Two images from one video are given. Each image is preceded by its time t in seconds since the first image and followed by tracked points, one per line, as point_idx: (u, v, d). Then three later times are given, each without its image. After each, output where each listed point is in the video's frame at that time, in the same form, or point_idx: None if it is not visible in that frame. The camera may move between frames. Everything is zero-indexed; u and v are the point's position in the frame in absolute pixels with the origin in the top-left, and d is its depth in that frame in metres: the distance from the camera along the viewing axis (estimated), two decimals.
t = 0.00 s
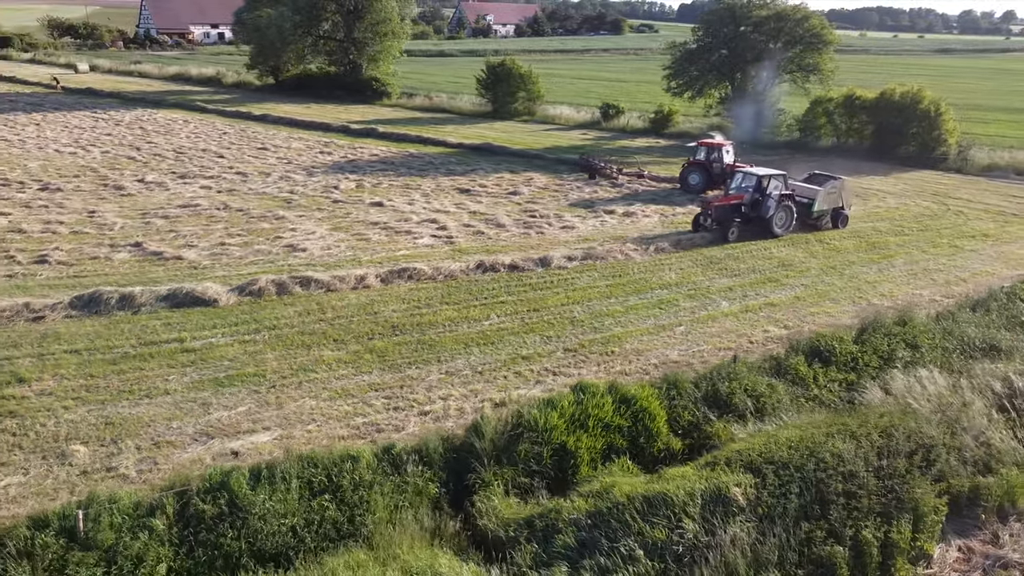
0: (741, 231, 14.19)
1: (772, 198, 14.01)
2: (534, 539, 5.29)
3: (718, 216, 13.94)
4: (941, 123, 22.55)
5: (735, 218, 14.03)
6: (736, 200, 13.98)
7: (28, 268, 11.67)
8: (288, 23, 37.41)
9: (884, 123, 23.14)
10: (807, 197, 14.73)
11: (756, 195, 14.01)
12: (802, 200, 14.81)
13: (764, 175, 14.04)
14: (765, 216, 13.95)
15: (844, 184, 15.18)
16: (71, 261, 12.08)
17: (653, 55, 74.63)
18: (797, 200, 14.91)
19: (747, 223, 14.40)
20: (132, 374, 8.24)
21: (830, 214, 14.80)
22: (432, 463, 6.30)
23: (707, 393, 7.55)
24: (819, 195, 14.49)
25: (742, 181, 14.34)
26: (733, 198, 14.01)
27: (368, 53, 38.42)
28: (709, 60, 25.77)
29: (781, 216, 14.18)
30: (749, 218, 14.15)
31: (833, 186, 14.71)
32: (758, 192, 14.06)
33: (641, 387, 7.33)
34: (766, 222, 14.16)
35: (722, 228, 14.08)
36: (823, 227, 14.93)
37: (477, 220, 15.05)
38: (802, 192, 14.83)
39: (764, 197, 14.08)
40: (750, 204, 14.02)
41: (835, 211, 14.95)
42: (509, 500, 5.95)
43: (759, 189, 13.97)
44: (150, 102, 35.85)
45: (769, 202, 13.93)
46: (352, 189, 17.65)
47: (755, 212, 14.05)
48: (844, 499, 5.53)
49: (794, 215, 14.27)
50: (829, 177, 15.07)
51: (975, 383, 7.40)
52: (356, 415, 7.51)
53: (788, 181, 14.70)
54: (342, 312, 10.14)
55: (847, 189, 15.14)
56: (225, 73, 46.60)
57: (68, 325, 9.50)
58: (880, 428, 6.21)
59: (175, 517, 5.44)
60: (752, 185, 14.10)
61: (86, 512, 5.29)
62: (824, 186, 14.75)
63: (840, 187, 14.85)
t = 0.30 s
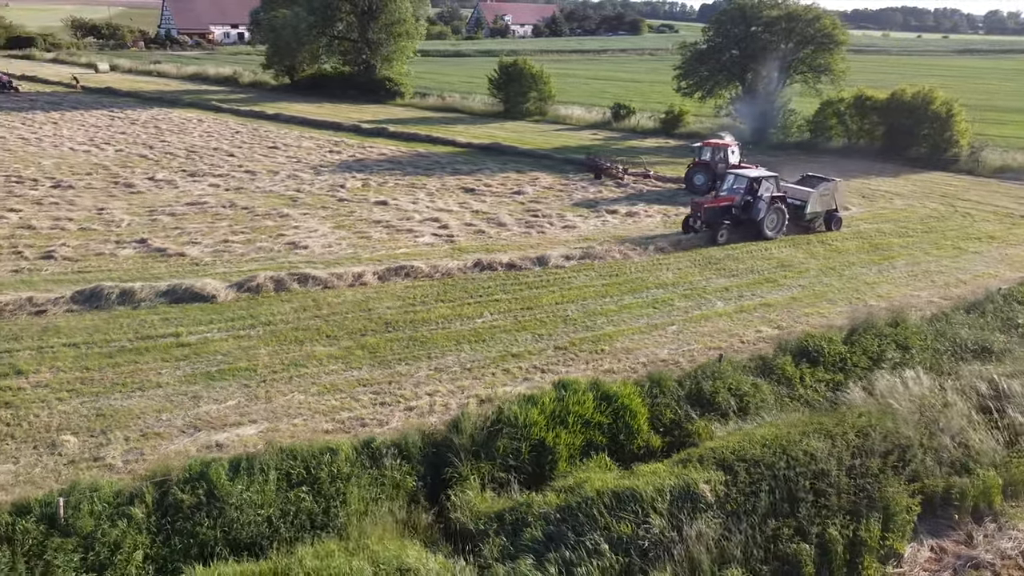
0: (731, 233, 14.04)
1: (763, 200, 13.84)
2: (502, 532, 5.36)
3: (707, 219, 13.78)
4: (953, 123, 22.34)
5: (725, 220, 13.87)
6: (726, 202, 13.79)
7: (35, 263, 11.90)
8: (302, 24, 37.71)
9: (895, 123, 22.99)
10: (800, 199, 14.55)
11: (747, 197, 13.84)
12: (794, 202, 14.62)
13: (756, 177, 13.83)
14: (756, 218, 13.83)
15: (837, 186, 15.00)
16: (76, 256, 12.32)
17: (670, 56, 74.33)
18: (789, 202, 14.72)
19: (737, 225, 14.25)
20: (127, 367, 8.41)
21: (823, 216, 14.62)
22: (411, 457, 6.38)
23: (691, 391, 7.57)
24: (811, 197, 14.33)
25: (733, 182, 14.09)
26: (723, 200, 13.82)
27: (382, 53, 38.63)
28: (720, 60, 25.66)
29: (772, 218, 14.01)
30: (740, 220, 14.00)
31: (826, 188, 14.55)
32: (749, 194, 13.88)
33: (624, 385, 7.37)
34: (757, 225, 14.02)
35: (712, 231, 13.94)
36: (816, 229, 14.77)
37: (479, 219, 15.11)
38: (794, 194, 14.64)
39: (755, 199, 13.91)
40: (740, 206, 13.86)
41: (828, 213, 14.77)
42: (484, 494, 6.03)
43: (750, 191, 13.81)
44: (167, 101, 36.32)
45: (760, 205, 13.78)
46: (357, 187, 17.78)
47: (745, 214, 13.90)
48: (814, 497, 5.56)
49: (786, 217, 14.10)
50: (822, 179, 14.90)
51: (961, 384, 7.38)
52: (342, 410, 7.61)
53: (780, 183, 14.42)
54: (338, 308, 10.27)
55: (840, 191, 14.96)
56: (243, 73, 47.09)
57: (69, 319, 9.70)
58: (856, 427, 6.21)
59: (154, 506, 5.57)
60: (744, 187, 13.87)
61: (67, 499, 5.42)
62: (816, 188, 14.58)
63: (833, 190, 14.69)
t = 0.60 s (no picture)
0: (715, 235, 13.86)
1: (749, 202, 13.67)
2: (468, 526, 5.43)
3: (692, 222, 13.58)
4: (960, 124, 22.15)
5: (710, 222, 13.68)
6: (711, 205, 13.61)
7: (36, 259, 12.11)
8: (312, 24, 37.94)
9: (902, 125, 22.87)
10: (787, 201, 14.37)
11: (733, 200, 13.64)
12: (782, 203, 14.45)
13: (742, 179, 13.61)
14: (742, 221, 13.62)
15: (826, 187, 14.78)
16: (77, 253, 12.51)
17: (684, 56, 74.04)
18: (776, 204, 14.54)
19: (722, 227, 14.07)
20: (117, 361, 8.55)
21: (810, 218, 14.44)
22: (387, 452, 6.47)
23: (670, 390, 7.60)
24: (798, 199, 14.13)
25: (718, 184, 13.90)
26: (708, 202, 13.63)
27: (391, 53, 38.84)
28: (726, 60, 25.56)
29: (758, 220, 13.84)
30: (725, 222, 13.83)
31: (814, 190, 14.34)
32: (734, 196, 13.67)
33: (603, 384, 7.41)
34: (742, 227, 13.86)
35: (697, 233, 13.70)
36: (803, 231, 14.58)
37: (477, 218, 15.19)
38: (782, 196, 14.46)
39: (740, 201, 13.72)
40: (726, 208, 13.65)
41: (816, 215, 14.58)
42: (456, 488, 6.10)
43: (736, 193, 13.59)
44: (179, 100, 36.71)
45: (746, 207, 13.59)
46: (359, 186, 17.91)
47: (731, 216, 13.69)
48: (781, 495, 5.60)
49: (772, 219, 13.94)
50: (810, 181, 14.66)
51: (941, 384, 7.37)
52: (325, 405, 7.70)
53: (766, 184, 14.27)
54: (329, 305, 10.38)
55: (829, 193, 14.75)
56: (255, 72, 47.48)
57: (65, 314, 9.87)
58: (828, 426, 6.23)
59: (130, 496, 5.68)
60: (729, 189, 13.67)
61: (44, 489, 5.54)
62: (804, 190, 14.37)
63: (821, 192, 14.48)
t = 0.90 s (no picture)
0: (700, 238, 13.72)
1: (734, 204, 13.57)
2: (436, 520, 5.51)
3: (677, 223, 13.43)
4: (966, 125, 21.98)
5: (694, 224, 13.55)
6: (696, 206, 13.49)
7: (37, 256, 12.31)
8: (322, 24, 38.16)
9: (907, 126, 22.73)
10: (774, 203, 14.21)
11: (718, 201, 13.51)
12: (769, 206, 14.29)
13: (727, 180, 13.50)
14: (728, 222, 13.49)
15: (813, 190, 14.62)
16: (77, 250, 12.70)
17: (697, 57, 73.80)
18: (763, 206, 14.39)
19: (707, 229, 13.94)
20: (108, 356, 8.69)
21: (797, 221, 14.30)
22: (363, 446, 6.56)
23: (650, 389, 7.64)
24: (785, 201, 13.96)
25: (703, 186, 13.79)
26: (693, 203, 13.51)
27: (401, 54, 39.02)
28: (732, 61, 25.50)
29: (743, 222, 13.73)
30: (710, 224, 13.70)
31: (801, 193, 14.17)
32: (720, 197, 13.56)
33: (582, 382, 7.46)
34: (728, 228, 13.73)
35: (681, 234, 13.55)
36: (790, 233, 14.47)
37: (475, 217, 15.26)
38: (768, 198, 14.29)
39: (725, 202, 13.61)
40: (711, 209, 13.52)
41: (803, 218, 14.44)
42: (429, 482, 6.18)
43: (722, 194, 13.47)
44: (190, 100, 37.07)
45: (731, 208, 13.47)
46: (361, 186, 18.04)
47: (716, 218, 13.55)
48: (747, 493, 5.63)
49: (757, 221, 13.84)
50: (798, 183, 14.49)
51: (921, 385, 7.36)
52: (309, 400, 7.80)
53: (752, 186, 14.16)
54: (321, 303, 10.50)
55: (817, 195, 14.60)
56: (267, 72, 47.81)
57: (61, 309, 10.04)
58: (800, 425, 6.25)
59: (106, 488, 5.79)
60: (715, 190, 13.56)
61: (23, 480, 5.67)
62: (791, 192, 14.21)
63: (809, 194, 14.32)
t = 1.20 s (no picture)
0: (683, 239, 13.54)
1: (718, 205, 13.36)
2: (405, 513, 5.58)
3: (660, 224, 13.20)
4: (973, 126, 21.82)
5: (677, 225, 13.33)
6: (679, 207, 13.26)
7: (39, 252, 12.49)
8: (332, 24, 38.39)
9: (914, 127, 22.59)
10: (761, 204, 14.03)
11: (702, 203, 13.29)
12: (755, 207, 14.13)
13: (712, 181, 13.26)
14: (711, 224, 13.31)
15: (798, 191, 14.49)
16: (78, 247, 12.89)
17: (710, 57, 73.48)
18: (748, 208, 14.23)
19: (690, 231, 13.74)
20: (100, 351, 8.83)
21: (784, 222, 14.14)
22: (341, 441, 6.64)
23: (631, 387, 7.67)
24: (771, 202, 13.81)
25: (687, 186, 13.51)
26: (676, 204, 13.28)
27: (410, 54, 39.13)
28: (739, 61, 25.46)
29: (727, 223, 13.54)
30: (694, 226, 13.50)
31: (787, 194, 14.03)
32: (704, 199, 13.33)
33: (561, 379, 7.51)
34: (712, 230, 13.54)
35: (664, 237, 13.38)
36: (777, 235, 14.30)
37: (473, 216, 15.33)
38: (754, 199, 14.12)
39: (710, 204, 13.38)
40: (695, 211, 13.31)
41: (790, 219, 14.30)
42: (404, 476, 6.25)
43: (706, 196, 13.24)
44: (201, 99, 37.42)
45: (715, 210, 13.26)
46: (362, 185, 18.16)
47: (700, 220, 13.38)
48: (714, 490, 5.67)
49: (742, 223, 13.67)
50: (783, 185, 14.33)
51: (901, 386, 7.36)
52: (292, 395, 7.90)
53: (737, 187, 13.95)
54: (313, 300, 10.61)
55: (803, 197, 14.48)
56: (279, 72, 48.16)
57: (57, 304, 10.21)
58: (773, 424, 6.27)
59: (85, 478, 5.90)
60: (699, 192, 13.31)
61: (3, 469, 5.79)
62: (777, 194, 14.06)
63: (795, 196, 14.18)
